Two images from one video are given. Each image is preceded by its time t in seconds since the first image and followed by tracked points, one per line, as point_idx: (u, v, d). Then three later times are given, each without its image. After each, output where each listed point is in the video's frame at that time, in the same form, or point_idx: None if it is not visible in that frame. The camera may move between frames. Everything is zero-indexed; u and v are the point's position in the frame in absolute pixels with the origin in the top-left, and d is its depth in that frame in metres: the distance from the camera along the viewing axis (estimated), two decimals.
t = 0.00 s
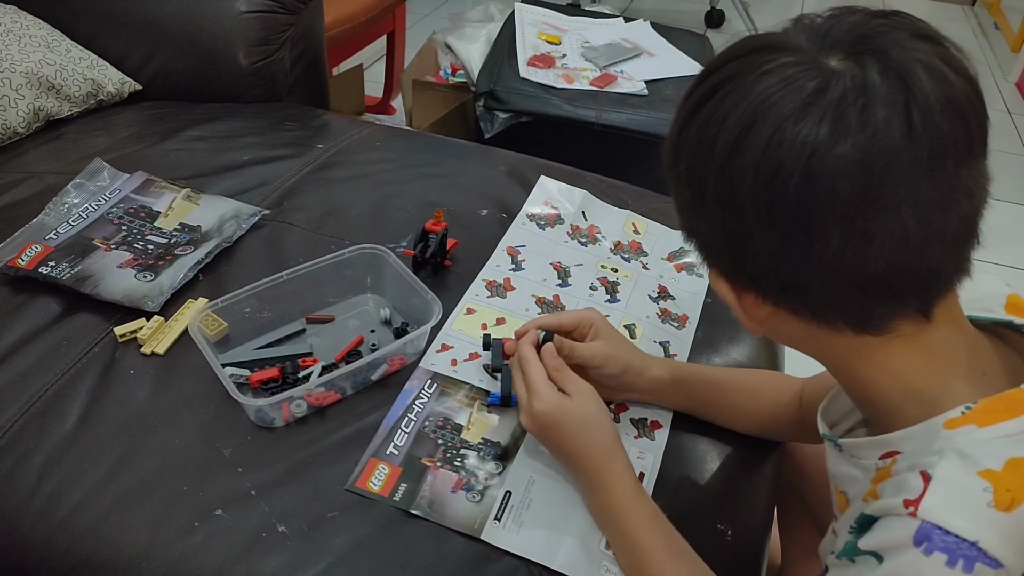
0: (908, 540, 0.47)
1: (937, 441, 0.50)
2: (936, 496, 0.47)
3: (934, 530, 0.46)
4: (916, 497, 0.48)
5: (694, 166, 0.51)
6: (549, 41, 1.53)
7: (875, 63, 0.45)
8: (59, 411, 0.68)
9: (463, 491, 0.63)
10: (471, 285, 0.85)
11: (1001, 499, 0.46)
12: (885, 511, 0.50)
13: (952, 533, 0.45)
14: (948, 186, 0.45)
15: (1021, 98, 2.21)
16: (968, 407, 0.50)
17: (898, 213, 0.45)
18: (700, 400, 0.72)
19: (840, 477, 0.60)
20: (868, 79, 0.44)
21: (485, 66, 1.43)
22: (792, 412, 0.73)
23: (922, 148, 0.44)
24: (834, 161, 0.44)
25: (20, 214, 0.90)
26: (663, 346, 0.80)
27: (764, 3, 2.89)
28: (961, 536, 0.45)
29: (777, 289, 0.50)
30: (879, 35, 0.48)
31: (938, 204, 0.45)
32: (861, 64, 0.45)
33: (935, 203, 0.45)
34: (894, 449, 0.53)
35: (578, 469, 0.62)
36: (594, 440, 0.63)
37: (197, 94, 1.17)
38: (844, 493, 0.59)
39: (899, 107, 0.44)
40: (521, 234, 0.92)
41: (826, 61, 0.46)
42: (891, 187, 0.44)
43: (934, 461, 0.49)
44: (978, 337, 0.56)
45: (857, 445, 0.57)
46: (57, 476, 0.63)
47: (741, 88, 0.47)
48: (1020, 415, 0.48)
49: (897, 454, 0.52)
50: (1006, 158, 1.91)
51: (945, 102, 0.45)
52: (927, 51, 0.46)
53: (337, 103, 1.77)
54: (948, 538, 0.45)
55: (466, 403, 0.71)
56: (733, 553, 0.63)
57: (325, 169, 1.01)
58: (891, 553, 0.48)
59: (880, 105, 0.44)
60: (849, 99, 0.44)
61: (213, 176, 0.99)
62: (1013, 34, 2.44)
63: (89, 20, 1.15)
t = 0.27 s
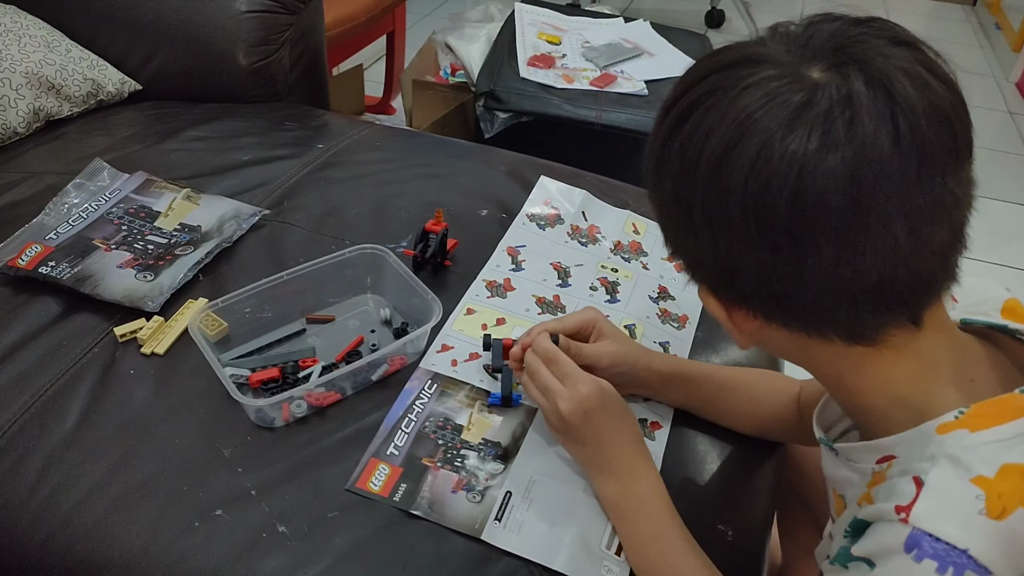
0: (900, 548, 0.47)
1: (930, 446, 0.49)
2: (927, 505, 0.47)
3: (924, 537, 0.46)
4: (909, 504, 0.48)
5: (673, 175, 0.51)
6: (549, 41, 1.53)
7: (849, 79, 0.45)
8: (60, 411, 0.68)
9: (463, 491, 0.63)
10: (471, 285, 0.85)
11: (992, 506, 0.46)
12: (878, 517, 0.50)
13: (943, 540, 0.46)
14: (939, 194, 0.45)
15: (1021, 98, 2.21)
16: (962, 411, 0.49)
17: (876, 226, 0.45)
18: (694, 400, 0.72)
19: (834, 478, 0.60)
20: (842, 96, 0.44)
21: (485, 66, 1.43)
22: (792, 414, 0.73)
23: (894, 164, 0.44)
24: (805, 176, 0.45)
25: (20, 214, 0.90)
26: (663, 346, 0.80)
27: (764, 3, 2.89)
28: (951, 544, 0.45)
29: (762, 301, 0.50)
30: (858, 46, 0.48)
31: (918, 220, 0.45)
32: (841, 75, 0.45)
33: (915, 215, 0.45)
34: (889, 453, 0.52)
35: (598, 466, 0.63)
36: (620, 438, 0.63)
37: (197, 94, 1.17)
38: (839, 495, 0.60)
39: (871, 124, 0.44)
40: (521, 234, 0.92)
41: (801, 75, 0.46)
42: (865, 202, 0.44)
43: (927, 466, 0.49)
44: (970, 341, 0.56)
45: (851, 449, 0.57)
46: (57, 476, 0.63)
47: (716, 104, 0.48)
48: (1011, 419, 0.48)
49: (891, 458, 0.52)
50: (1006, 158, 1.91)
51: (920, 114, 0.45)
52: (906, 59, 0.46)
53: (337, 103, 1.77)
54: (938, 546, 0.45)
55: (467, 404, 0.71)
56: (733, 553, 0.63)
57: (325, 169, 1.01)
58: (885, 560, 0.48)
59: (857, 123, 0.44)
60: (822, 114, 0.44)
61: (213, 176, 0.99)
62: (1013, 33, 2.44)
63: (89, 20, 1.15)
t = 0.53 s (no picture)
0: (911, 566, 0.48)
1: (944, 461, 0.50)
2: (939, 524, 0.48)
3: (936, 556, 0.47)
4: (921, 522, 0.49)
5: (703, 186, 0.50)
6: (549, 41, 1.53)
7: (908, 82, 0.42)
8: (60, 411, 0.68)
9: (463, 492, 0.63)
10: (471, 285, 0.85)
11: (1007, 528, 0.47)
12: (889, 531, 0.51)
13: (955, 560, 0.46)
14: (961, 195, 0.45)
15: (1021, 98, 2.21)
16: (976, 425, 0.49)
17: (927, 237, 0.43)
18: (701, 402, 0.72)
19: (843, 486, 0.61)
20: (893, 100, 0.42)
21: (485, 66, 1.43)
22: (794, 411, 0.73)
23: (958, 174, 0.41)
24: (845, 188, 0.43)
25: (20, 214, 0.90)
26: (663, 346, 0.80)
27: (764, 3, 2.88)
28: (964, 564, 0.46)
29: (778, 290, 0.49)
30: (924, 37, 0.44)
31: (964, 229, 0.42)
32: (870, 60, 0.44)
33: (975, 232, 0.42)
34: (899, 465, 0.54)
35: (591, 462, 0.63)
36: (608, 433, 0.63)
37: (197, 94, 1.17)
38: (847, 505, 0.61)
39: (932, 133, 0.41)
40: (521, 234, 0.92)
41: (850, 74, 0.43)
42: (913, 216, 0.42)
43: (942, 483, 0.49)
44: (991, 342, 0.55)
45: (860, 458, 0.58)
46: (57, 477, 0.63)
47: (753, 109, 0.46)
48: None
49: (902, 470, 0.53)
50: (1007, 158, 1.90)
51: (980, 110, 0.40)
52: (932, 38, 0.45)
53: (337, 103, 1.77)
54: (951, 565, 0.46)
55: (467, 403, 0.71)
56: (733, 552, 0.63)
57: (325, 169, 1.01)
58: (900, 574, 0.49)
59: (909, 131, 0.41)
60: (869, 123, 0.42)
61: (214, 176, 0.99)
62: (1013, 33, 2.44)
63: (88, 20, 1.15)
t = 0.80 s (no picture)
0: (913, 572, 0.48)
1: (945, 467, 0.50)
2: (940, 531, 0.48)
3: (938, 564, 0.47)
4: (923, 530, 0.49)
5: (699, 199, 0.49)
6: (549, 41, 1.53)
7: (907, 97, 0.39)
8: (60, 411, 0.68)
9: (464, 492, 0.63)
10: (471, 285, 0.85)
11: (1009, 534, 0.46)
12: (891, 539, 0.52)
13: (957, 567, 0.46)
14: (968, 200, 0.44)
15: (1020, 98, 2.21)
16: (977, 432, 0.49)
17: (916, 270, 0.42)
18: (697, 406, 0.72)
19: (845, 490, 0.62)
20: (891, 120, 0.39)
21: (485, 66, 1.43)
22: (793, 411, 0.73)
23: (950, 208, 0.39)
24: (832, 220, 0.42)
25: (20, 214, 0.90)
26: (664, 346, 0.80)
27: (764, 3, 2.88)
28: (965, 572, 0.46)
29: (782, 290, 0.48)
30: (932, 45, 0.41)
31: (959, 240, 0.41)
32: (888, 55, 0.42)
33: (969, 259, 0.41)
34: (901, 471, 0.54)
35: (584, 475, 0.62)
36: (595, 446, 0.62)
37: (197, 94, 1.17)
38: (849, 508, 0.61)
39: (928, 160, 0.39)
40: (521, 234, 0.92)
41: (845, 87, 0.41)
42: (891, 249, 0.41)
43: (943, 490, 0.50)
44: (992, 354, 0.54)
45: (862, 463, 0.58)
46: (57, 477, 0.63)
47: (743, 126, 0.45)
48: None
49: (902, 475, 0.54)
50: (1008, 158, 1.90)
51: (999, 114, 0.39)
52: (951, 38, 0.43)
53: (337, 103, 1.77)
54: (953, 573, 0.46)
55: (468, 403, 0.71)
56: (735, 552, 0.63)
57: (325, 169, 1.01)
58: None
59: (903, 159, 0.39)
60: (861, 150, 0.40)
61: (214, 176, 0.99)
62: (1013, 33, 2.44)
63: (88, 20, 1.15)
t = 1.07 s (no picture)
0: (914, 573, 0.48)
1: (944, 466, 0.50)
2: (939, 532, 0.48)
3: (940, 564, 0.47)
4: (923, 530, 0.49)
5: (721, 202, 0.49)
6: (549, 41, 1.53)
7: (940, 105, 0.40)
8: (60, 411, 0.68)
9: (464, 492, 0.63)
10: (471, 285, 0.85)
11: (1009, 533, 0.46)
12: (892, 538, 0.52)
13: (957, 567, 0.47)
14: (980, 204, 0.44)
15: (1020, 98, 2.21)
16: (975, 430, 0.49)
17: (952, 271, 0.42)
18: (706, 405, 0.72)
19: (845, 488, 0.62)
20: (935, 128, 0.40)
21: (485, 66, 1.43)
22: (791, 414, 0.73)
23: (1004, 207, 0.40)
24: (861, 217, 0.42)
25: (20, 214, 0.90)
26: (664, 346, 0.80)
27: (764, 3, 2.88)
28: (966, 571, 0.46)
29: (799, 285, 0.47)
30: (963, 47, 0.42)
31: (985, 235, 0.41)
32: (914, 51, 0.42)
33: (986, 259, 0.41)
34: (899, 469, 0.54)
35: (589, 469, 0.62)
36: (608, 440, 0.62)
37: (197, 94, 1.17)
38: (849, 506, 0.61)
39: (977, 163, 0.39)
40: (521, 233, 0.92)
41: (877, 93, 0.41)
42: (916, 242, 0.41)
43: (942, 489, 0.50)
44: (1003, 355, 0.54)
45: (860, 461, 0.58)
46: (57, 477, 0.63)
47: (780, 122, 0.44)
48: None
49: (901, 474, 0.54)
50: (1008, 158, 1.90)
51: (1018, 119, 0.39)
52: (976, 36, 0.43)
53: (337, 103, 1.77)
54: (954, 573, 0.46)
55: (468, 404, 0.71)
56: (735, 551, 0.63)
57: (325, 169, 1.01)
58: None
59: (945, 163, 0.40)
60: (908, 151, 0.40)
61: (214, 176, 0.99)
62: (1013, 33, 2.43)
63: (89, 20, 1.15)
